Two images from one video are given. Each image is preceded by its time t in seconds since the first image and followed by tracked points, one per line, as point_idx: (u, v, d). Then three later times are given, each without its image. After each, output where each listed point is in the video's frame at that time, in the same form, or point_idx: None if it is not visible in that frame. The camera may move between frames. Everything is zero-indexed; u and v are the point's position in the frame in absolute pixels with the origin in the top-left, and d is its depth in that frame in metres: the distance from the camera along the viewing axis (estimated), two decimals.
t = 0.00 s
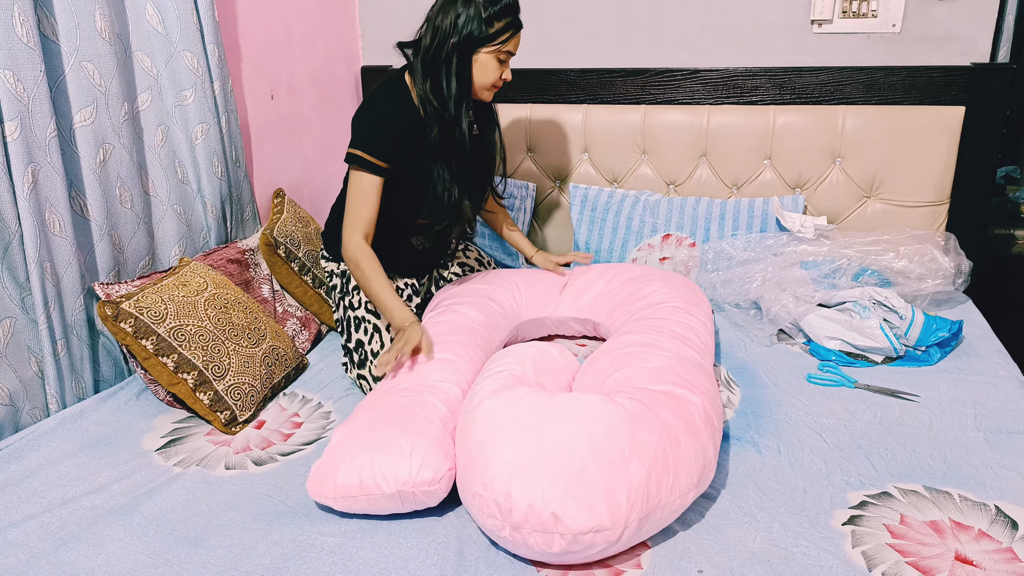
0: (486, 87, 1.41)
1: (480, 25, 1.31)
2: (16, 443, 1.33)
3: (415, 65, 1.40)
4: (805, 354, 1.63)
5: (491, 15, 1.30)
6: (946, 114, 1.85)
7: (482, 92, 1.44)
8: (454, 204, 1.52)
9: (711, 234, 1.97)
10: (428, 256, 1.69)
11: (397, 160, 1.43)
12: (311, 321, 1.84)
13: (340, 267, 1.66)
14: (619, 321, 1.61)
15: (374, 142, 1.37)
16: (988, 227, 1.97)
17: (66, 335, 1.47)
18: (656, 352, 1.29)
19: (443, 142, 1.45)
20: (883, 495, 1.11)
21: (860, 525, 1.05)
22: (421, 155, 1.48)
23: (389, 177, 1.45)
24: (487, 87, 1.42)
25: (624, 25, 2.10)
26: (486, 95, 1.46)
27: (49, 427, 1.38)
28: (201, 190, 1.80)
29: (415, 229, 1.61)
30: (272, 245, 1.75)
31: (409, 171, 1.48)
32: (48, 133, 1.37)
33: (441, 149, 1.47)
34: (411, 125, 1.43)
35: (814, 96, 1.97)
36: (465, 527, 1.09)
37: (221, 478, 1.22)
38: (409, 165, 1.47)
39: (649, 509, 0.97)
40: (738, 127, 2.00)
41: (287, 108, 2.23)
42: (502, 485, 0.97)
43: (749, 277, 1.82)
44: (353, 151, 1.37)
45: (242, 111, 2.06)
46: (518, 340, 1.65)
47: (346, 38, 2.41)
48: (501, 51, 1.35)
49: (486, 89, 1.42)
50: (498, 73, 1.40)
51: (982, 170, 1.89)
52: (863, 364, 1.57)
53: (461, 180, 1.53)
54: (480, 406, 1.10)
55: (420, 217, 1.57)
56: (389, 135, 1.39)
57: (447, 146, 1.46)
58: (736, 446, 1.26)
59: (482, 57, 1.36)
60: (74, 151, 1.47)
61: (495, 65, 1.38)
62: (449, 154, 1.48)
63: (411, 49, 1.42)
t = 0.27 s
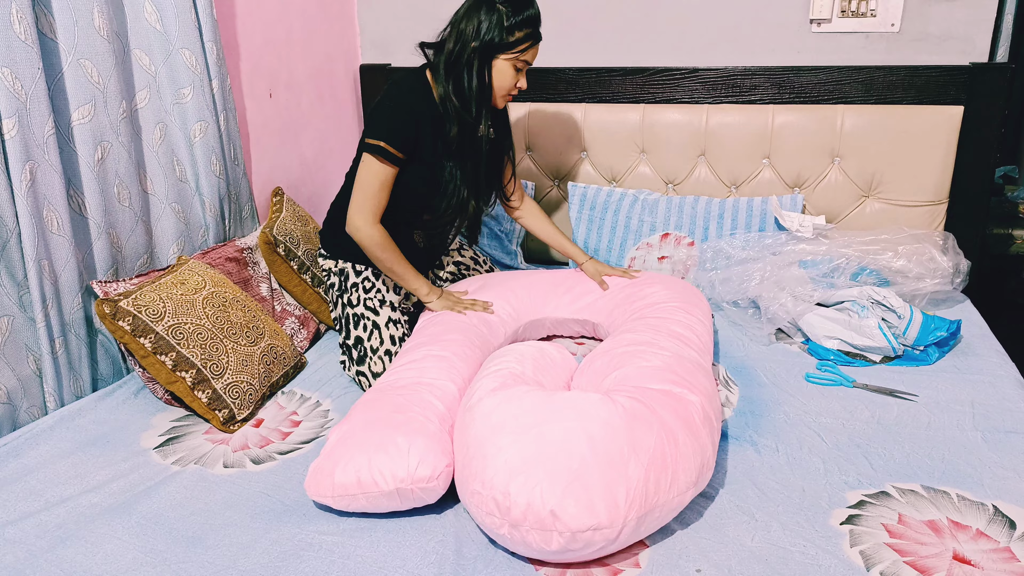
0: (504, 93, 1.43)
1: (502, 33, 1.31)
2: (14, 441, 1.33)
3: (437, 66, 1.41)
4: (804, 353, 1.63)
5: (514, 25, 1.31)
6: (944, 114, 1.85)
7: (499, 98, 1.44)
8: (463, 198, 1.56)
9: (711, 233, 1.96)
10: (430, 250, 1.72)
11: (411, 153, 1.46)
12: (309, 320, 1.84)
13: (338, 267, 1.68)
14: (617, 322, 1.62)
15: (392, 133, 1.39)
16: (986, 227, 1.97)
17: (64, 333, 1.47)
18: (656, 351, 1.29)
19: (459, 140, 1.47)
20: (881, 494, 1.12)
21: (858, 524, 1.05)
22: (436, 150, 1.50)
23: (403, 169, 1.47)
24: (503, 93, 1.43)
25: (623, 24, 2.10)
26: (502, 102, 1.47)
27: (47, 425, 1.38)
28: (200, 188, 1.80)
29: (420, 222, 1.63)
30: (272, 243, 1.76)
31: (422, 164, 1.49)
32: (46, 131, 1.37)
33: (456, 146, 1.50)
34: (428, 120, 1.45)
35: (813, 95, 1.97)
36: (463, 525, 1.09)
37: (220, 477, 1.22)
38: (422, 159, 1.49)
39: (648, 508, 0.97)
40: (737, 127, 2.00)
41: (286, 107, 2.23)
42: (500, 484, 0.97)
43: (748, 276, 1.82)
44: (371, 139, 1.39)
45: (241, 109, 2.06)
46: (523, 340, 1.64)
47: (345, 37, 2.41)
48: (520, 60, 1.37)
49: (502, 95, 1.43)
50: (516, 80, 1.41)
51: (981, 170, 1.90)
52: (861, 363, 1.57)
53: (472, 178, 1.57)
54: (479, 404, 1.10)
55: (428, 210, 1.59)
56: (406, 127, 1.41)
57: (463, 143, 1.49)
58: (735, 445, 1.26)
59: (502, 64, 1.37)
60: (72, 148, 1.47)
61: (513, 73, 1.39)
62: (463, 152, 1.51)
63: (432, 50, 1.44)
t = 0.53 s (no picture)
0: (512, 82, 1.43)
1: (501, 22, 1.34)
2: (15, 444, 1.33)
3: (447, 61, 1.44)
4: (805, 356, 1.63)
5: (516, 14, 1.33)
6: (945, 118, 1.85)
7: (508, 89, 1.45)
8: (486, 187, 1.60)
9: (711, 237, 1.96)
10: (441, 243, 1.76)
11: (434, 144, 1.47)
12: (310, 322, 1.84)
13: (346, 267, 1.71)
14: (619, 326, 1.61)
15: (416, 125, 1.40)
16: (987, 230, 1.97)
17: (65, 336, 1.47)
18: (656, 354, 1.29)
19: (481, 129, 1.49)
20: (882, 498, 1.11)
21: (859, 528, 1.05)
22: (459, 143, 1.52)
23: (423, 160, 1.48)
24: (511, 83, 1.44)
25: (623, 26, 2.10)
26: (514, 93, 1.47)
27: (48, 428, 1.38)
28: (201, 191, 1.80)
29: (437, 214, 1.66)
30: (273, 246, 1.75)
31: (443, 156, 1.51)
32: (47, 134, 1.37)
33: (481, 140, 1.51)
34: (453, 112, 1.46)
35: (813, 98, 1.97)
36: (463, 528, 1.09)
37: (220, 480, 1.22)
38: (444, 150, 1.50)
39: (649, 511, 0.97)
40: (737, 130, 2.00)
41: (287, 109, 2.24)
42: (502, 486, 0.97)
43: (749, 280, 1.83)
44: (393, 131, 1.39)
45: (242, 112, 2.06)
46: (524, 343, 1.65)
47: (345, 39, 2.41)
48: (527, 48, 1.37)
49: (511, 85, 1.44)
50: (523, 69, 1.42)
51: (982, 173, 1.90)
52: (862, 367, 1.57)
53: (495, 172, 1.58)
54: (479, 407, 1.10)
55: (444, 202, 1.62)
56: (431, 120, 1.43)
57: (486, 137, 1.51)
58: (735, 449, 1.26)
59: (508, 53, 1.38)
60: (73, 151, 1.47)
61: (518, 62, 1.39)
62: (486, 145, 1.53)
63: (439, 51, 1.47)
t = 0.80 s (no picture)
0: (464, 56, 1.54)
1: None
2: (13, 444, 1.33)
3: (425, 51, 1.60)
4: (803, 356, 1.63)
5: None
6: (943, 117, 1.86)
7: (464, 66, 1.56)
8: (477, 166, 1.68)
9: (711, 236, 1.97)
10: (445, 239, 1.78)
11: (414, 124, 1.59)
12: (310, 322, 1.85)
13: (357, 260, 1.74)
14: (618, 325, 1.61)
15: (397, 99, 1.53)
16: (986, 229, 1.97)
17: (63, 336, 1.47)
18: (655, 354, 1.28)
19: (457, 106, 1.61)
20: (881, 497, 1.11)
21: (858, 527, 1.05)
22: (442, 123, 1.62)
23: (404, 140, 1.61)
24: (465, 59, 1.55)
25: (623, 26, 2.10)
26: (472, 72, 1.57)
27: (47, 428, 1.38)
28: (199, 191, 1.80)
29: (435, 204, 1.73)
30: (271, 246, 1.74)
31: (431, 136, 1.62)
32: (46, 134, 1.37)
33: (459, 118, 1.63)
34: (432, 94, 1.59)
35: (812, 98, 1.97)
36: (463, 528, 1.08)
37: (219, 480, 1.22)
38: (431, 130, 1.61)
39: (648, 511, 0.97)
40: (736, 130, 2.00)
41: (286, 109, 2.23)
42: (501, 486, 0.97)
43: (748, 279, 1.83)
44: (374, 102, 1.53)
45: (241, 112, 2.06)
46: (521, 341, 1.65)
47: (344, 39, 2.41)
48: (470, 19, 1.49)
49: (467, 61, 1.55)
50: (473, 42, 1.52)
51: (981, 172, 1.89)
52: (861, 366, 1.57)
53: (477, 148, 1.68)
54: (479, 407, 1.10)
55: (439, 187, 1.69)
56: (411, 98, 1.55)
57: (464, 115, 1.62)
58: (735, 448, 1.26)
59: (458, 29, 1.52)
60: (72, 151, 1.47)
61: (467, 35, 1.52)
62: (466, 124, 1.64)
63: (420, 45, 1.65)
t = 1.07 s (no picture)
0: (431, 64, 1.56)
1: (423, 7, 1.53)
2: (12, 449, 1.32)
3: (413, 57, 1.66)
4: (803, 361, 1.63)
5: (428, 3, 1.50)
6: (942, 124, 1.87)
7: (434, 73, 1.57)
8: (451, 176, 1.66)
9: (710, 241, 1.97)
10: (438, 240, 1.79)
11: (395, 123, 1.67)
12: (309, 327, 1.85)
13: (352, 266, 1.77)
14: (618, 330, 1.61)
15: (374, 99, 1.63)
16: (985, 236, 1.97)
17: (64, 341, 1.47)
18: (655, 360, 1.28)
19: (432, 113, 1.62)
20: (881, 503, 1.11)
21: (859, 534, 1.04)
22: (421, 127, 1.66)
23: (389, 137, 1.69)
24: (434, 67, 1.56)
25: (623, 32, 2.11)
26: (440, 80, 1.57)
27: (46, 433, 1.38)
28: (200, 196, 1.81)
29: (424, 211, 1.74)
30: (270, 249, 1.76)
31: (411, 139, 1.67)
32: (47, 139, 1.37)
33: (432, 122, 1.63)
34: (413, 97, 1.64)
35: (811, 104, 1.97)
36: (462, 534, 1.08)
37: (218, 485, 1.22)
38: (411, 132, 1.67)
39: (648, 517, 0.97)
40: (736, 136, 2.01)
41: (286, 115, 2.24)
42: (501, 492, 0.97)
43: (748, 285, 1.83)
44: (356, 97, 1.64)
45: (242, 117, 2.07)
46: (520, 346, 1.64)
47: (345, 45, 2.42)
48: (434, 30, 1.50)
49: (434, 69, 1.56)
50: (437, 51, 1.53)
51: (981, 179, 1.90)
52: (861, 372, 1.57)
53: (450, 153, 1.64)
54: (478, 413, 1.10)
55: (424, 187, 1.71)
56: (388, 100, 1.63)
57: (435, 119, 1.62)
58: (735, 454, 1.26)
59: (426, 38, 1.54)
60: (73, 156, 1.47)
61: (434, 44, 1.53)
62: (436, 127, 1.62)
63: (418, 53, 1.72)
